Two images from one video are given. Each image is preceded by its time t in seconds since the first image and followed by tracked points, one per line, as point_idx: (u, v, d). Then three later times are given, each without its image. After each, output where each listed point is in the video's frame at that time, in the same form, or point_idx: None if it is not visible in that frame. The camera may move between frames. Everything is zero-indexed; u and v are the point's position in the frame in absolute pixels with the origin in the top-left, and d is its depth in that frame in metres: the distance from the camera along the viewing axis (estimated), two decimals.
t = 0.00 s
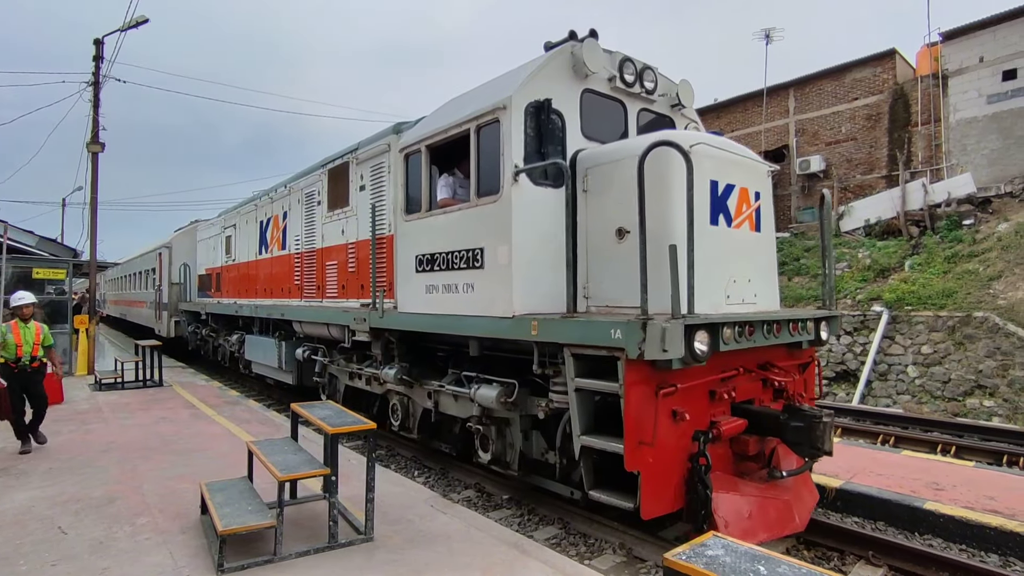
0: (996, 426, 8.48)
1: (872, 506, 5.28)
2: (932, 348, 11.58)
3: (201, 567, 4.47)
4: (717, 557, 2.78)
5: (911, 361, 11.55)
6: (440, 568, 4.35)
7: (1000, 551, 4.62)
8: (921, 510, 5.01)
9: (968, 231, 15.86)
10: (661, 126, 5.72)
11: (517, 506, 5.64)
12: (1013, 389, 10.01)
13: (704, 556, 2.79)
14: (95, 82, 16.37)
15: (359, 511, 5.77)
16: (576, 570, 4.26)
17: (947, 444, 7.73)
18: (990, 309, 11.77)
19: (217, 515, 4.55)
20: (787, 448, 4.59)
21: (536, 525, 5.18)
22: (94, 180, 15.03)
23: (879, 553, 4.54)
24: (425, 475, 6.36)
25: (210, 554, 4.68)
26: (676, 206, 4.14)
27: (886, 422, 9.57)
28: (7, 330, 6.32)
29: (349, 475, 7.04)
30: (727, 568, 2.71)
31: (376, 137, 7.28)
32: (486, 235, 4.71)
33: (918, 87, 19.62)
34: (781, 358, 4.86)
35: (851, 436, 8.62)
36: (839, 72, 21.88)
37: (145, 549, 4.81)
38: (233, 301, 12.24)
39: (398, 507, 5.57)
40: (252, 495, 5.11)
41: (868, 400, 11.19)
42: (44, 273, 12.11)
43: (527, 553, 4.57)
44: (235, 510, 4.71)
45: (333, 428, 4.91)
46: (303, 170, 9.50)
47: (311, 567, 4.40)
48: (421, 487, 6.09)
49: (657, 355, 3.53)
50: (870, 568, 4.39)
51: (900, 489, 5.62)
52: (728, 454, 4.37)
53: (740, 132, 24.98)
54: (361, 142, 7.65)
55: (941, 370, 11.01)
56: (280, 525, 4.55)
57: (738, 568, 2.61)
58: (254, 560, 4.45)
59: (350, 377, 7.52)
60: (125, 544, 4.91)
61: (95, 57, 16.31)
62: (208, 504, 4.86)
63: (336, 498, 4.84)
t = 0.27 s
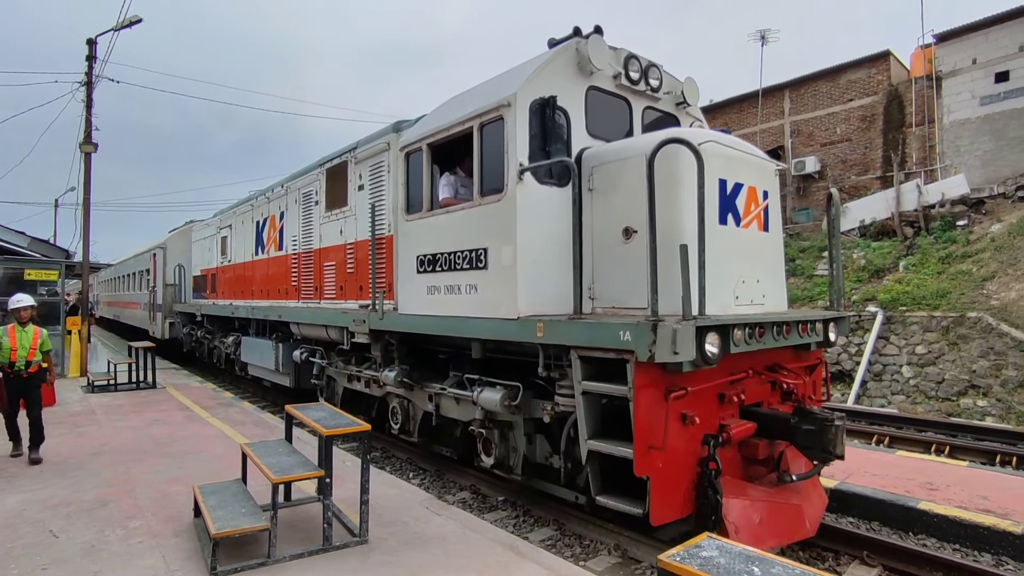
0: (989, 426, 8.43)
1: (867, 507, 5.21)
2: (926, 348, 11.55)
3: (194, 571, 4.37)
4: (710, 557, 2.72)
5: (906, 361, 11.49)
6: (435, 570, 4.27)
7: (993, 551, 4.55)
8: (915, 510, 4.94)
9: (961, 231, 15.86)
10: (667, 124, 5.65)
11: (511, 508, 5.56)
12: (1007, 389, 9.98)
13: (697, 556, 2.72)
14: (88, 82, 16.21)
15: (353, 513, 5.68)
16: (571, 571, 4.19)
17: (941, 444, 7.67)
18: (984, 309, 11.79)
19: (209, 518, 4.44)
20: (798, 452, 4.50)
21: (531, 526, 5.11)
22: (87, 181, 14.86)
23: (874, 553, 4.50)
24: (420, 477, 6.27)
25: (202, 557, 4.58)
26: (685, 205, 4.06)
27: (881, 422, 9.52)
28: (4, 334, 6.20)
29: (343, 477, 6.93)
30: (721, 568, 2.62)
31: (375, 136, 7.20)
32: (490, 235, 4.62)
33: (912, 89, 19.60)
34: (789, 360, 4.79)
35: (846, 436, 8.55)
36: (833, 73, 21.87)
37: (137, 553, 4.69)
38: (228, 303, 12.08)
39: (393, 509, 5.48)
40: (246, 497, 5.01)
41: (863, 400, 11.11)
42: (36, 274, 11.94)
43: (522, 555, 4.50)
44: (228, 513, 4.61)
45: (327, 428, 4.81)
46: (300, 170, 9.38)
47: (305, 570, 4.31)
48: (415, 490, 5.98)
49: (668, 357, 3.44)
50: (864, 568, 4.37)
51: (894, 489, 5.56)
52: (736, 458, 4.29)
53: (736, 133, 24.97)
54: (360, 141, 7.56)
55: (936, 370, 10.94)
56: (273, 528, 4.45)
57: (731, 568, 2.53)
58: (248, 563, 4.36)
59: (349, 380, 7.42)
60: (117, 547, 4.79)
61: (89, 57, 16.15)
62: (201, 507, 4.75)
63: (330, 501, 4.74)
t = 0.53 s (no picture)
0: (980, 425, 8.41)
1: (859, 505, 5.17)
2: (919, 348, 11.56)
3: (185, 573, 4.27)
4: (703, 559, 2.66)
5: (899, 361, 11.47)
6: (429, 571, 4.19)
7: (984, 549, 4.54)
8: (907, 509, 4.91)
9: (953, 232, 15.89)
10: (671, 121, 5.57)
11: (505, 508, 5.47)
12: (998, 388, 9.98)
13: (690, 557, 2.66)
14: (79, 82, 16.00)
15: (346, 514, 5.58)
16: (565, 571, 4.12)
17: (933, 442, 7.64)
18: (976, 309, 11.81)
19: (201, 519, 4.34)
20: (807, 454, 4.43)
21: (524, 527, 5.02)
22: (78, 180, 14.66)
23: (868, 552, 4.46)
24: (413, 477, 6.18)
25: (194, 559, 4.47)
26: (693, 203, 3.98)
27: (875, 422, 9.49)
28: None
29: (336, 478, 6.82)
30: (713, 568, 2.61)
31: (374, 134, 7.10)
32: (493, 234, 4.52)
33: (905, 90, 19.61)
34: (796, 361, 4.71)
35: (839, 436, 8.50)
36: (827, 74, 21.89)
37: (127, 555, 4.58)
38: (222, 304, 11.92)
39: (386, 509, 5.39)
40: (239, 498, 4.91)
41: (856, 400, 11.08)
42: (27, 273, 11.73)
43: (516, 555, 4.42)
44: (220, 514, 4.50)
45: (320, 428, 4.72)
46: (297, 168, 9.26)
47: (299, 572, 4.21)
48: (409, 490, 5.88)
49: (679, 359, 3.36)
50: (857, 567, 4.31)
51: (887, 488, 5.52)
52: (745, 460, 4.22)
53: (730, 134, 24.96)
54: (358, 139, 7.46)
55: (928, 369, 10.94)
56: (266, 529, 4.36)
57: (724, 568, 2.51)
58: (240, 564, 4.27)
59: (347, 381, 7.31)
60: (108, 549, 4.68)
61: (80, 56, 15.95)
62: (193, 508, 4.65)
63: (323, 501, 4.65)
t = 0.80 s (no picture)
0: (969, 423, 8.39)
1: (847, 502, 5.17)
2: (909, 347, 11.57)
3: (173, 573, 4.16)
4: (693, 556, 2.61)
5: (889, 360, 11.58)
6: (420, 570, 4.12)
7: (972, 545, 4.53)
8: (897, 506, 4.89)
9: (944, 231, 15.90)
10: (675, 117, 5.48)
11: (497, 506, 5.35)
12: (987, 386, 10.01)
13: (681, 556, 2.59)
14: (68, 78, 15.75)
15: (337, 513, 5.48)
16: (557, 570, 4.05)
17: (922, 440, 7.61)
18: (965, 309, 11.75)
19: (190, 519, 4.23)
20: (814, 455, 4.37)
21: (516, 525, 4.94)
22: (66, 178, 14.41)
23: (857, 550, 4.49)
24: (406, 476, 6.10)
25: (183, 559, 4.36)
26: (701, 200, 3.90)
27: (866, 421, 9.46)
28: None
29: (328, 477, 6.71)
30: (705, 567, 2.53)
31: (370, 129, 6.98)
32: (495, 231, 4.42)
33: (897, 91, 19.57)
34: (803, 361, 4.65)
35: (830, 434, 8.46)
36: (820, 73, 21.89)
37: (115, 555, 4.46)
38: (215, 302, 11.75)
39: (378, 508, 5.30)
40: (229, 497, 4.80)
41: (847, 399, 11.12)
42: (14, 272, 11.57)
43: (508, 554, 4.36)
44: (210, 513, 4.40)
45: (311, 428, 4.62)
46: (291, 164, 9.11)
47: (289, 572, 4.12)
48: (401, 489, 5.77)
49: (689, 359, 3.28)
50: (847, 564, 4.31)
51: (876, 485, 5.50)
52: (753, 462, 4.14)
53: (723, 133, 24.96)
54: (354, 134, 7.34)
55: (918, 368, 10.98)
56: (256, 529, 4.26)
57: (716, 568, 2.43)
58: (230, 564, 4.18)
59: (343, 381, 7.19)
60: (95, 550, 4.54)
61: (68, 52, 15.69)
62: (182, 508, 4.53)
63: (314, 501, 4.56)
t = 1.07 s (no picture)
0: (955, 419, 8.34)
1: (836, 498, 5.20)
2: (898, 344, 11.62)
3: (160, 573, 4.06)
4: (682, 553, 2.61)
5: (878, 357, 11.70)
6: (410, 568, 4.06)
7: (957, 541, 4.57)
8: (884, 503, 4.93)
9: (932, 230, 15.94)
10: (678, 112, 5.40)
11: (488, 502, 5.33)
12: (973, 384, 10.15)
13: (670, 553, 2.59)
14: (54, 70, 15.43)
15: (327, 511, 5.40)
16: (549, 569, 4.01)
17: (910, 437, 7.58)
18: (951, 308, 11.67)
19: (177, 518, 4.13)
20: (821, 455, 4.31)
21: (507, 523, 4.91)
22: (52, 172, 14.14)
23: (845, 546, 4.51)
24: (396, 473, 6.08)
25: (171, 558, 4.26)
26: (709, 196, 3.82)
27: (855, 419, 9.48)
28: None
29: (317, 474, 6.60)
30: (693, 563, 2.54)
31: (366, 122, 6.85)
32: (498, 227, 4.31)
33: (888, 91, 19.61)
34: (808, 360, 4.58)
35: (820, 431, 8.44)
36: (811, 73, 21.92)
37: (99, 554, 4.33)
38: (206, 299, 11.57)
39: (368, 506, 5.23)
40: (218, 495, 4.69)
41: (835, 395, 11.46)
42: None
43: (498, 552, 4.31)
44: (197, 512, 4.29)
45: (299, 426, 4.56)
46: (285, 159, 8.96)
47: (278, 571, 4.04)
48: (391, 486, 5.69)
49: (699, 358, 3.19)
50: (835, 559, 4.32)
51: (864, 482, 5.51)
52: (760, 463, 4.07)
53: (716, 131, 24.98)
54: (349, 128, 7.21)
55: (907, 365, 11.13)
56: (245, 527, 4.18)
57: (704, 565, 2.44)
58: (218, 563, 4.11)
59: (338, 380, 7.07)
60: (80, 549, 4.42)
61: (55, 44, 15.40)
62: (169, 506, 4.42)
63: (303, 499, 4.47)
